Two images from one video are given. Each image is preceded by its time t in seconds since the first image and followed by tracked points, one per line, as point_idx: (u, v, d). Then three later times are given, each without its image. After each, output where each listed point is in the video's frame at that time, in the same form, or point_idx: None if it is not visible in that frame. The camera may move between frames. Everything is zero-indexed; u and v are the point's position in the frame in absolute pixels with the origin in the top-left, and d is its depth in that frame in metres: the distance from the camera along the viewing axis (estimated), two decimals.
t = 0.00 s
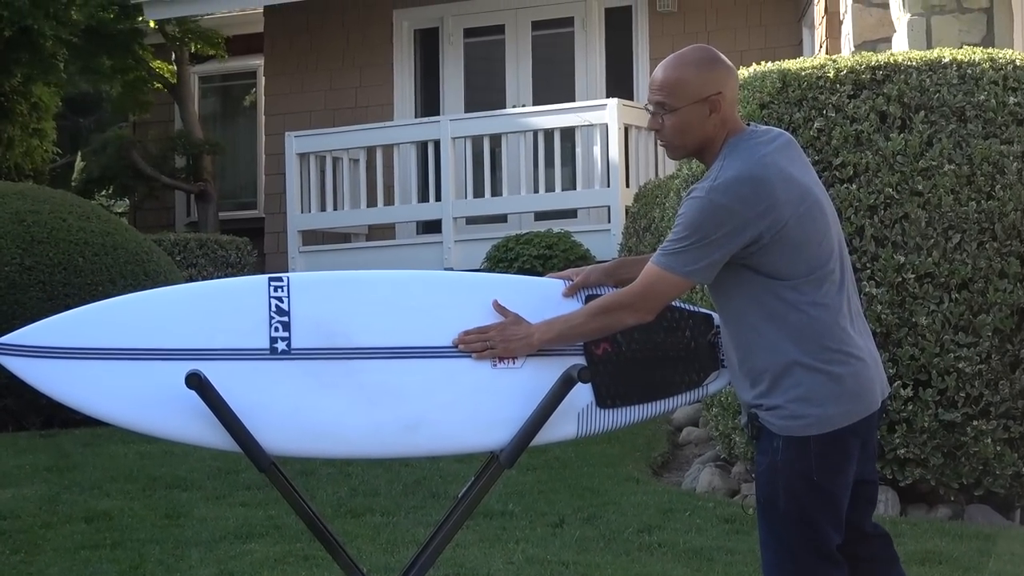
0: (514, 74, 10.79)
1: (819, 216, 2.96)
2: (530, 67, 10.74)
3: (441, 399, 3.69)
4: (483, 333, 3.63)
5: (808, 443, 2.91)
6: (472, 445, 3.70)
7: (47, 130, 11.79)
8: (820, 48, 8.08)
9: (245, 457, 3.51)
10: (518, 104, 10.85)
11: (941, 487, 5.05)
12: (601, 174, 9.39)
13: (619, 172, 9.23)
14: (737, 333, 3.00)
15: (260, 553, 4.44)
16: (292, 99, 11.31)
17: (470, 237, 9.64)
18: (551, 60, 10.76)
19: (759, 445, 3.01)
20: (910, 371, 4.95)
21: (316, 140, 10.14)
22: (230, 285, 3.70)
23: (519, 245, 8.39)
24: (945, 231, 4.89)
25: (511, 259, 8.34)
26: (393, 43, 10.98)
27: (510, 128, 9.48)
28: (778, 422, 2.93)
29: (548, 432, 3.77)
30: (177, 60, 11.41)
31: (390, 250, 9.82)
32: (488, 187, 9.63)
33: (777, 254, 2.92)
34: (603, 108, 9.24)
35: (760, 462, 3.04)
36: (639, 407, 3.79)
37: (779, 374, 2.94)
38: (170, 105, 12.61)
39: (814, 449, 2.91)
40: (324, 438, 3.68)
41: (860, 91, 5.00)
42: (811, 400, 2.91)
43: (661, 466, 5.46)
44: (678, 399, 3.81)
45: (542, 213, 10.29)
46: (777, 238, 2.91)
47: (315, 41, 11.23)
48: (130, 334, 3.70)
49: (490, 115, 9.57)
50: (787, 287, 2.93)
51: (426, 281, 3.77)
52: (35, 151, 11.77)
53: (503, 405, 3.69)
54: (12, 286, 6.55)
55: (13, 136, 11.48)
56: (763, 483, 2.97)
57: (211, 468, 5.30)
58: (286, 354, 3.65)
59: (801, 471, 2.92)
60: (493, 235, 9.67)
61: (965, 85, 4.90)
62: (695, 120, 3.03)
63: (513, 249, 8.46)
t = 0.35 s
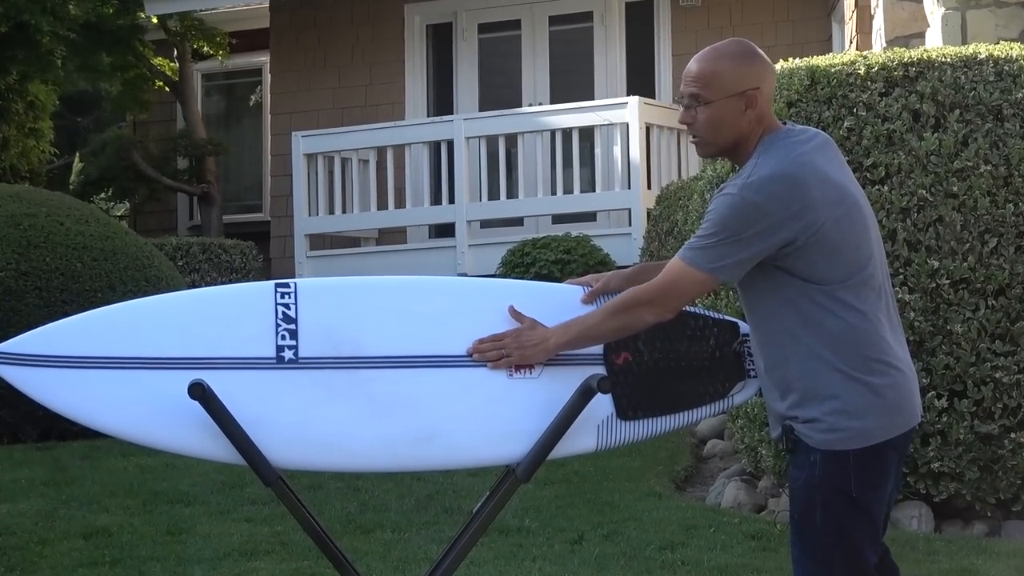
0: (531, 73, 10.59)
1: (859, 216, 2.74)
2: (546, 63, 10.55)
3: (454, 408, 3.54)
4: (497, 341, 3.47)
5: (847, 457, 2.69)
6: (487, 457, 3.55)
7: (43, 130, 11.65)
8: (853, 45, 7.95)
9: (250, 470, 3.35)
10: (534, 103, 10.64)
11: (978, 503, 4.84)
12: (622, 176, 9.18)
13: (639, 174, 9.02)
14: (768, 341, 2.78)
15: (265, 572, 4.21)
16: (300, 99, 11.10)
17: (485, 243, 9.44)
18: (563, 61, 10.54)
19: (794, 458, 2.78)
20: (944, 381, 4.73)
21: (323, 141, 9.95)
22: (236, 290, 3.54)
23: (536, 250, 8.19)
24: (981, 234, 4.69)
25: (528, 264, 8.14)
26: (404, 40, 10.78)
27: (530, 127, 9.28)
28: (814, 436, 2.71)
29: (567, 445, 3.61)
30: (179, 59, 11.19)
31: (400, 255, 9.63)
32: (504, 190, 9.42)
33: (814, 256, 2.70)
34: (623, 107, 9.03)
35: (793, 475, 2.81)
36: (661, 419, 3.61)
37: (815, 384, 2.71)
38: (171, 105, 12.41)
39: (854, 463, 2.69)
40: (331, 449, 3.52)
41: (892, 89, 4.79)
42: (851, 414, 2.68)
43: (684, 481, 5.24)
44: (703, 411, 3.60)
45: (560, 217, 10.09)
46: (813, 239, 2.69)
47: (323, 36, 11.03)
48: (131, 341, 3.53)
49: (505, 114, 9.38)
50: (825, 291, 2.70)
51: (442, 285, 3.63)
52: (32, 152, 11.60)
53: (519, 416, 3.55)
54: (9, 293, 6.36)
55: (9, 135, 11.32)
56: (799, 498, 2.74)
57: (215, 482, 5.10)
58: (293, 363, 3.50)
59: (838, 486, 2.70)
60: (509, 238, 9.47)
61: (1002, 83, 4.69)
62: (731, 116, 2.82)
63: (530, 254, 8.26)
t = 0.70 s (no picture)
0: (548, 63, 10.37)
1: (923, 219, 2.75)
2: (562, 51, 10.35)
3: (469, 412, 3.36)
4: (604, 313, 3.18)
5: (908, 462, 2.64)
6: (504, 464, 3.36)
7: (38, 122, 11.43)
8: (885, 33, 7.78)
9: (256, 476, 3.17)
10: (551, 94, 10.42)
11: (1016, 512, 4.62)
12: (642, 169, 9.02)
13: (660, 168, 8.82)
14: (834, 335, 2.72)
15: None
16: (307, 90, 10.92)
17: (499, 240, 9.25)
18: (575, 54, 10.34)
19: (845, 462, 2.70)
20: (981, 385, 4.52)
21: (330, 134, 9.75)
22: (239, 288, 3.36)
23: (554, 247, 7.97)
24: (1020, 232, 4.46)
25: (544, 262, 7.95)
26: (415, 28, 10.57)
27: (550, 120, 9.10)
28: (875, 437, 2.65)
29: (586, 451, 3.43)
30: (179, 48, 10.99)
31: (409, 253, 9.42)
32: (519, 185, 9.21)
33: (891, 249, 2.67)
34: (643, 98, 8.85)
35: (840, 482, 2.72)
36: (686, 424, 3.43)
37: (883, 382, 2.66)
38: (172, 98, 12.22)
39: (913, 468, 2.64)
40: (341, 455, 3.34)
41: (926, 79, 4.58)
42: (915, 415, 2.64)
43: (708, 489, 5.04)
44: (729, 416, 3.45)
45: (576, 213, 9.88)
46: (893, 231, 2.66)
47: (331, 25, 10.84)
48: (126, 342, 3.33)
49: (519, 105, 9.18)
50: (896, 286, 2.67)
51: (456, 285, 3.45)
52: (26, 146, 11.41)
53: (537, 420, 3.38)
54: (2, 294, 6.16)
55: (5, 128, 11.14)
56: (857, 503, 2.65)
57: (216, 491, 4.89)
58: (298, 366, 3.31)
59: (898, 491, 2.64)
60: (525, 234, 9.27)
61: None
62: (822, 87, 2.76)
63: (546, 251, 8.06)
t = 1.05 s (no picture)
0: (554, 58, 10.16)
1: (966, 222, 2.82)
2: (568, 46, 10.13)
3: (470, 423, 3.27)
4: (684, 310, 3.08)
5: (946, 465, 2.66)
6: (505, 476, 3.28)
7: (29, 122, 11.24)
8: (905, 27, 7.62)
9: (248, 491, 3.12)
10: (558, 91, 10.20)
11: None
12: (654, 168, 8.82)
13: (672, 168, 8.62)
14: (882, 330, 2.73)
15: None
16: (303, 86, 10.73)
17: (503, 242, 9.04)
18: (580, 52, 10.15)
19: (879, 463, 2.71)
20: (1007, 394, 4.31)
21: (326, 133, 9.56)
22: (232, 294, 3.30)
23: (561, 252, 7.79)
24: None
25: (549, 266, 7.75)
26: (417, 23, 10.38)
27: (557, 116, 8.89)
28: (916, 436, 2.66)
29: (593, 464, 3.33)
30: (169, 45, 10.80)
31: (409, 257, 9.22)
32: (523, 187, 9.02)
33: (943, 245, 2.72)
34: (654, 94, 8.67)
35: (872, 482, 2.74)
36: (697, 435, 3.31)
37: (931, 380, 2.67)
38: (161, 95, 12.05)
39: (950, 472, 2.66)
40: (338, 466, 3.26)
41: (949, 75, 4.38)
42: (957, 417, 2.67)
43: (722, 504, 4.86)
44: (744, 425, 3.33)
45: (584, 216, 9.68)
46: (949, 225, 2.71)
47: (327, 20, 10.66)
48: (119, 351, 3.27)
49: (522, 104, 9.00)
50: (945, 285, 2.71)
51: (459, 291, 3.36)
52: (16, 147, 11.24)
53: (541, 431, 3.28)
54: None
55: None
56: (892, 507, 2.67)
57: (207, 506, 4.70)
58: (293, 375, 3.23)
59: (932, 497, 2.66)
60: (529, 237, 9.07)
61: None
62: (885, 79, 2.90)
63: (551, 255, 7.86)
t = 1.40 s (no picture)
0: (550, 71, 10.10)
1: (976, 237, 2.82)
2: (567, 60, 10.07)
3: (466, 444, 3.21)
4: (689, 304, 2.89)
5: (960, 477, 2.65)
6: (502, 497, 3.22)
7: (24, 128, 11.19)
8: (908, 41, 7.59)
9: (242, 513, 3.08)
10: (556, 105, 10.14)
11: None
12: (652, 188, 8.73)
13: (672, 183, 8.55)
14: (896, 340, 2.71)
15: None
16: (296, 101, 10.68)
17: (500, 260, 8.99)
18: (579, 59, 10.09)
19: (892, 476, 2.69)
20: (1011, 415, 4.25)
21: (322, 148, 9.50)
22: (225, 312, 3.23)
23: (558, 270, 7.75)
24: None
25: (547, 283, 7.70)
26: (414, 35, 10.33)
27: (557, 133, 8.85)
28: (930, 447, 2.64)
29: (592, 486, 3.27)
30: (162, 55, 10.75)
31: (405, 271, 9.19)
32: (520, 203, 8.97)
33: (956, 256, 2.71)
34: (654, 110, 8.61)
35: (883, 494, 2.72)
36: (696, 455, 3.27)
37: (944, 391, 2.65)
38: (153, 111, 12.04)
39: (963, 486, 2.66)
40: (331, 488, 3.21)
41: (953, 90, 4.34)
42: (970, 428, 2.65)
43: (722, 525, 4.83)
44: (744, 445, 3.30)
45: (582, 232, 9.62)
46: (961, 236, 2.71)
47: (322, 30, 10.62)
48: (110, 371, 3.21)
49: (520, 119, 8.95)
50: (958, 295, 2.70)
51: (455, 308, 3.28)
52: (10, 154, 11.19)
53: (539, 452, 3.23)
54: None
55: None
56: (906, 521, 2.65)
57: (200, 528, 4.64)
58: (287, 395, 3.18)
59: (945, 510, 2.65)
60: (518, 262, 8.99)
61: None
62: (887, 93, 2.87)
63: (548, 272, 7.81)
